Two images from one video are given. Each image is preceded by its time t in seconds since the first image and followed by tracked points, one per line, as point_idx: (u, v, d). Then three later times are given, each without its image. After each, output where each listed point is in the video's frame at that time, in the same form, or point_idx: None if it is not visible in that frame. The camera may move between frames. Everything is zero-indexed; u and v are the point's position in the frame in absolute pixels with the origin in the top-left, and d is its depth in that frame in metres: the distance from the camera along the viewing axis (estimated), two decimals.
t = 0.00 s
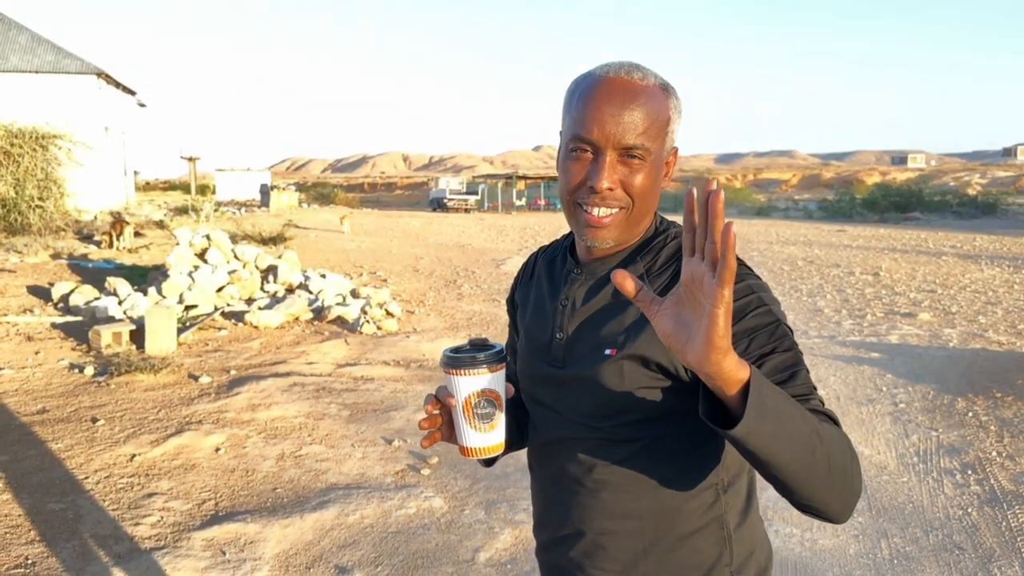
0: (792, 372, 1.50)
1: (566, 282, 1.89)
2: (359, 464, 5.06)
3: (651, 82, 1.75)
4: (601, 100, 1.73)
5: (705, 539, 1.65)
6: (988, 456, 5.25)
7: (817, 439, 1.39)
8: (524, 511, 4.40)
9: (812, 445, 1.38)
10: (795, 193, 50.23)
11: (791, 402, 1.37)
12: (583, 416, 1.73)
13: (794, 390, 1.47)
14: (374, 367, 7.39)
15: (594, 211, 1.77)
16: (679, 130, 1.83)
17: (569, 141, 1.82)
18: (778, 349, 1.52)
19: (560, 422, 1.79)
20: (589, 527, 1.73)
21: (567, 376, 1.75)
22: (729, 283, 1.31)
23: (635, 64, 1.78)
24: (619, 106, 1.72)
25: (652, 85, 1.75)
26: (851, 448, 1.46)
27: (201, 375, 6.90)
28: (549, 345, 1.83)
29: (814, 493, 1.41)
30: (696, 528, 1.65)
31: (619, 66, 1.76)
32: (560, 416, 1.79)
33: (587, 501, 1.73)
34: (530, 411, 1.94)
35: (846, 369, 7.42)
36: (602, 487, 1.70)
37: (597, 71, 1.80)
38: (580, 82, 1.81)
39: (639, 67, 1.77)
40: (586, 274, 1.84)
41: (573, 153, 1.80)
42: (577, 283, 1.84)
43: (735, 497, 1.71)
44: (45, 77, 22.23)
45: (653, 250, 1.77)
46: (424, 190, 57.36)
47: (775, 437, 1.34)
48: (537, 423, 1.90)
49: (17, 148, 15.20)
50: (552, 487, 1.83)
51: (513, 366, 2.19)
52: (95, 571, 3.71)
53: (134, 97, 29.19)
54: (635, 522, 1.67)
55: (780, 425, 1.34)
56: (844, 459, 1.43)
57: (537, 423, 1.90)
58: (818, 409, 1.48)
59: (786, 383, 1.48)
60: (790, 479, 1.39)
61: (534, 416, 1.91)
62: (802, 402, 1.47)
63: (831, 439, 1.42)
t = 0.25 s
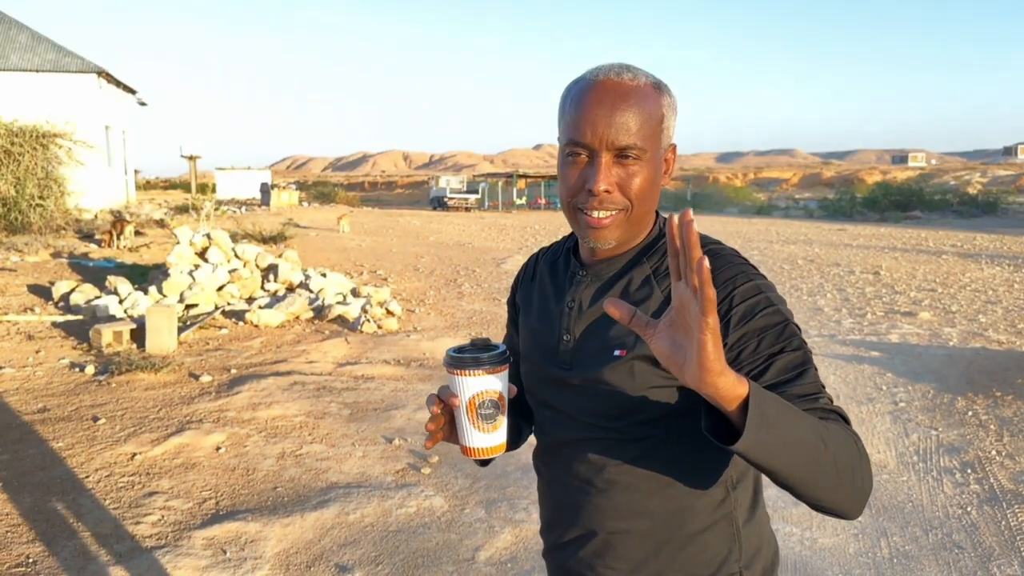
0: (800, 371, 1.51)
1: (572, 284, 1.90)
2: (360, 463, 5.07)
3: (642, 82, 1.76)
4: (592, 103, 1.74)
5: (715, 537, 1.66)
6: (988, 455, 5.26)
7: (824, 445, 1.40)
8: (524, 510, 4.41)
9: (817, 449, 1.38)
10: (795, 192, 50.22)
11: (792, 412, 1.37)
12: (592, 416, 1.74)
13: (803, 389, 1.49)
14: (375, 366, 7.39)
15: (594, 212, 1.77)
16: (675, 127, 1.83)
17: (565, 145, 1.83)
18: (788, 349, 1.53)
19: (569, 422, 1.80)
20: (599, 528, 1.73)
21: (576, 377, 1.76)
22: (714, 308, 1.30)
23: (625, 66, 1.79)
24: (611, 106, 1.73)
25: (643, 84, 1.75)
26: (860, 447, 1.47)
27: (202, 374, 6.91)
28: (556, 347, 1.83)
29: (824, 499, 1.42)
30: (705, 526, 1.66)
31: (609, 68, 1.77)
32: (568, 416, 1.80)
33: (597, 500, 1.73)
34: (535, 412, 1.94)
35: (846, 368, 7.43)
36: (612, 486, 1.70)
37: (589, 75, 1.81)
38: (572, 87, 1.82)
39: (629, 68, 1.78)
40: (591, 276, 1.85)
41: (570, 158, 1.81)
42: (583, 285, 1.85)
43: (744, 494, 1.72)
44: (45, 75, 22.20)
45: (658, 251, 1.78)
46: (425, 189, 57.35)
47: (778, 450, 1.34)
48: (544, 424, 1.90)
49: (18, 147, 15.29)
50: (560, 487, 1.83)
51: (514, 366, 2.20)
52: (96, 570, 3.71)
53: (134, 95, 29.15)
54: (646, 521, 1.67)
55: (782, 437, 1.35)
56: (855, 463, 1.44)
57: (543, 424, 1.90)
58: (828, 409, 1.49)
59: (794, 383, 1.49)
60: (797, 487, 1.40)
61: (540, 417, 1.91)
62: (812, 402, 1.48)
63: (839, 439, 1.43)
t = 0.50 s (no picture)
0: (816, 363, 1.51)
1: (577, 284, 1.90)
2: (359, 462, 5.07)
3: (639, 80, 1.75)
4: (590, 102, 1.74)
5: (725, 539, 1.67)
6: (987, 455, 5.26)
7: (842, 428, 1.41)
8: (523, 508, 4.41)
9: (837, 431, 1.40)
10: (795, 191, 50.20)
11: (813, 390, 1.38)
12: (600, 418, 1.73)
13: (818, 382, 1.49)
14: (374, 365, 7.39)
15: (594, 214, 1.76)
16: (675, 124, 1.81)
17: (565, 146, 1.82)
18: (802, 343, 1.53)
19: (574, 425, 1.79)
20: (607, 532, 1.71)
21: (584, 380, 1.75)
22: (688, 307, 1.31)
23: (623, 63, 1.79)
24: (609, 104, 1.72)
25: (641, 81, 1.75)
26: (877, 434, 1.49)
27: (201, 373, 6.91)
28: (562, 348, 1.83)
29: (842, 481, 1.43)
30: (715, 528, 1.67)
31: (606, 66, 1.77)
32: (573, 418, 1.79)
33: (605, 505, 1.71)
34: (535, 414, 1.93)
35: (845, 367, 7.43)
36: (620, 490, 1.70)
37: (586, 73, 1.81)
38: (571, 86, 1.82)
39: (627, 65, 1.77)
40: (597, 276, 1.85)
41: (568, 158, 1.80)
42: (588, 286, 1.85)
43: (750, 495, 1.74)
44: (45, 74, 22.16)
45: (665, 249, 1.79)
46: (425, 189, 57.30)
47: (798, 426, 1.35)
48: (546, 427, 1.88)
49: (17, 146, 15.34)
50: (564, 492, 1.81)
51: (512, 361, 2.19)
52: (96, 569, 3.72)
53: (134, 94, 29.08)
54: (656, 524, 1.67)
55: (804, 414, 1.36)
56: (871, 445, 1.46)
57: (545, 427, 1.88)
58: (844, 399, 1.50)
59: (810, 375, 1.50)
60: (816, 469, 1.41)
61: (541, 419, 1.90)
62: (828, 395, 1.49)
63: (858, 425, 1.45)
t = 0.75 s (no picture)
0: (846, 356, 1.51)
1: (581, 284, 1.86)
2: (358, 461, 5.08)
3: (648, 82, 1.70)
4: (598, 108, 1.68)
5: (738, 544, 1.64)
6: (984, 454, 5.28)
7: (891, 437, 1.41)
8: (522, 507, 4.42)
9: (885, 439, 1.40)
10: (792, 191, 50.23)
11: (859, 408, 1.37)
12: (613, 425, 1.69)
13: (853, 376, 1.48)
14: (372, 364, 7.40)
15: (605, 225, 1.73)
16: (682, 122, 1.77)
17: (570, 151, 1.76)
18: (829, 337, 1.53)
19: (582, 432, 1.74)
20: (618, 543, 1.66)
21: (595, 383, 1.71)
22: (666, 407, 1.30)
23: (630, 61, 1.72)
24: (619, 110, 1.67)
25: (651, 81, 1.70)
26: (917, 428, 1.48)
27: (200, 372, 6.91)
28: (569, 353, 1.79)
29: (892, 488, 1.44)
30: (728, 536, 1.63)
31: (613, 68, 1.71)
32: (582, 425, 1.74)
33: (616, 515, 1.66)
34: (537, 419, 1.87)
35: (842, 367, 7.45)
36: (632, 499, 1.65)
37: (591, 73, 1.74)
38: (575, 88, 1.75)
39: (636, 65, 1.71)
40: (604, 278, 1.81)
41: (576, 165, 1.75)
42: (595, 288, 1.81)
43: (759, 498, 1.72)
44: (42, 73, 22.12)
45: (675, 250, 1.76)
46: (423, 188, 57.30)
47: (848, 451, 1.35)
48: (551, 433, 1.82)
49: (14, 145, 15.45)
50: (570, 501, 1.76)
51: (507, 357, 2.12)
52: (95, 567, 3.72)
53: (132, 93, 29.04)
54: (669, 533, 1.63)
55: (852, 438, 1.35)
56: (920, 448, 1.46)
57: (549, 433, 1.82)
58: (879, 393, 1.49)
59: (844, 371, 1.49)
60: (869, 484, 1.42)
61: (544, 425, 1.85)
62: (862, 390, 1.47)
63: (901, 428, 1.43)
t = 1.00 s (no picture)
0: (864, 399, 1.50)
1: (591, 287, 1.84)
2: (356, 460, 5.08)
3: (673, 77, 1.68)
4: (619, 103, 1.67)
5: (745, 562, 1.65)
6: (980, 452, 5.30)
7: (883, 523, 1.39)
8: (519, 506, 4.42)
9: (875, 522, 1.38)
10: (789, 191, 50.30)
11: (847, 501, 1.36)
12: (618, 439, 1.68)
13: (870, 414, 1.48)
14: (370, 363, 7.40)
15: (619, 226, 1.72)
16: (706, 119, 1.76)
17: (586, 145, 1.75)
18: (846, 377, 1.52)
19: (588, 448, 1.73)
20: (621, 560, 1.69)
21: (599, 396, 1.70)
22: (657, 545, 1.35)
23: (655, 54, 1.71)
24: (642, 106, 1.66)
25: (675, 77, 1.69)
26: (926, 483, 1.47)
27: (197, 371, 6.91)
28: (575, 360, 1.76)
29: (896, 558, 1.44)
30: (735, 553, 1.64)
31: (637, 60, 1.69)
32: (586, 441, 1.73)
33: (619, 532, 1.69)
34: (541, 431, 1.85)
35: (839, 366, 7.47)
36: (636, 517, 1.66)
37: (613, 64, 1.72)
38: (595, 78, 1.73)
39: (661, 58, 1.69)
40: (615, 282, 1.79)
41: (593, 160, 1.74)
42: (606, 292, 1.79)
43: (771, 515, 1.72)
44: (39, 72, 22.08)
45: (692, 257, 1.75)
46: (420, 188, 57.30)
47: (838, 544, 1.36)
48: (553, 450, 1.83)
49: (11, 143, 15.40)
50: (574, 517, 1.78)
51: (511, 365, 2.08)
52: (93, 566, 3.72)
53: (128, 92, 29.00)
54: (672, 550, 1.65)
55: (841, 531, 1.36)
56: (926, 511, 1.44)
57: (551, 450, 1.83)
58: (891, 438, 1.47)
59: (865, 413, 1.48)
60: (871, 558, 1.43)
61: (545, 438, 1.84)
62: (873, 434, 1.47)
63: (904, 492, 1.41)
